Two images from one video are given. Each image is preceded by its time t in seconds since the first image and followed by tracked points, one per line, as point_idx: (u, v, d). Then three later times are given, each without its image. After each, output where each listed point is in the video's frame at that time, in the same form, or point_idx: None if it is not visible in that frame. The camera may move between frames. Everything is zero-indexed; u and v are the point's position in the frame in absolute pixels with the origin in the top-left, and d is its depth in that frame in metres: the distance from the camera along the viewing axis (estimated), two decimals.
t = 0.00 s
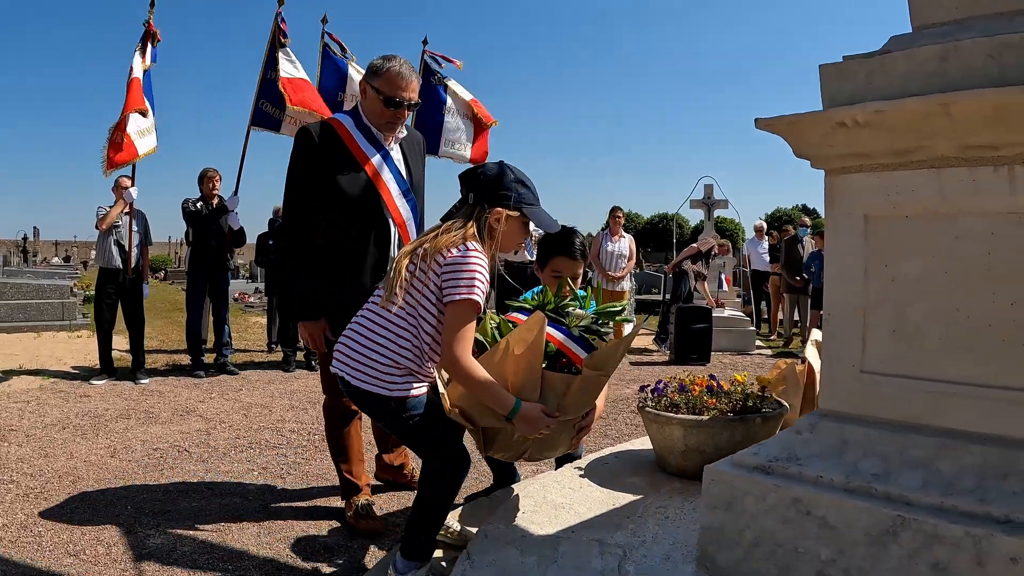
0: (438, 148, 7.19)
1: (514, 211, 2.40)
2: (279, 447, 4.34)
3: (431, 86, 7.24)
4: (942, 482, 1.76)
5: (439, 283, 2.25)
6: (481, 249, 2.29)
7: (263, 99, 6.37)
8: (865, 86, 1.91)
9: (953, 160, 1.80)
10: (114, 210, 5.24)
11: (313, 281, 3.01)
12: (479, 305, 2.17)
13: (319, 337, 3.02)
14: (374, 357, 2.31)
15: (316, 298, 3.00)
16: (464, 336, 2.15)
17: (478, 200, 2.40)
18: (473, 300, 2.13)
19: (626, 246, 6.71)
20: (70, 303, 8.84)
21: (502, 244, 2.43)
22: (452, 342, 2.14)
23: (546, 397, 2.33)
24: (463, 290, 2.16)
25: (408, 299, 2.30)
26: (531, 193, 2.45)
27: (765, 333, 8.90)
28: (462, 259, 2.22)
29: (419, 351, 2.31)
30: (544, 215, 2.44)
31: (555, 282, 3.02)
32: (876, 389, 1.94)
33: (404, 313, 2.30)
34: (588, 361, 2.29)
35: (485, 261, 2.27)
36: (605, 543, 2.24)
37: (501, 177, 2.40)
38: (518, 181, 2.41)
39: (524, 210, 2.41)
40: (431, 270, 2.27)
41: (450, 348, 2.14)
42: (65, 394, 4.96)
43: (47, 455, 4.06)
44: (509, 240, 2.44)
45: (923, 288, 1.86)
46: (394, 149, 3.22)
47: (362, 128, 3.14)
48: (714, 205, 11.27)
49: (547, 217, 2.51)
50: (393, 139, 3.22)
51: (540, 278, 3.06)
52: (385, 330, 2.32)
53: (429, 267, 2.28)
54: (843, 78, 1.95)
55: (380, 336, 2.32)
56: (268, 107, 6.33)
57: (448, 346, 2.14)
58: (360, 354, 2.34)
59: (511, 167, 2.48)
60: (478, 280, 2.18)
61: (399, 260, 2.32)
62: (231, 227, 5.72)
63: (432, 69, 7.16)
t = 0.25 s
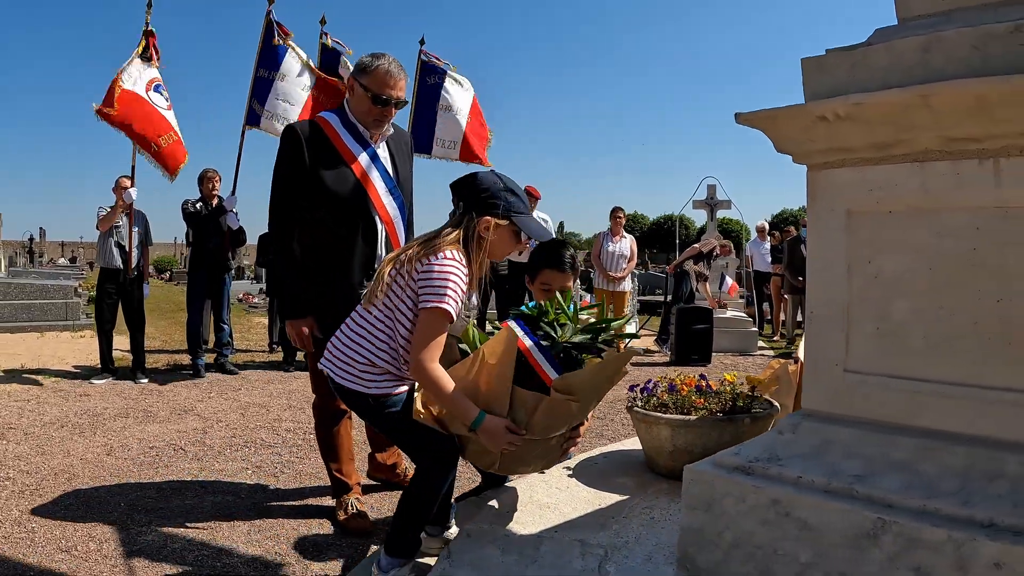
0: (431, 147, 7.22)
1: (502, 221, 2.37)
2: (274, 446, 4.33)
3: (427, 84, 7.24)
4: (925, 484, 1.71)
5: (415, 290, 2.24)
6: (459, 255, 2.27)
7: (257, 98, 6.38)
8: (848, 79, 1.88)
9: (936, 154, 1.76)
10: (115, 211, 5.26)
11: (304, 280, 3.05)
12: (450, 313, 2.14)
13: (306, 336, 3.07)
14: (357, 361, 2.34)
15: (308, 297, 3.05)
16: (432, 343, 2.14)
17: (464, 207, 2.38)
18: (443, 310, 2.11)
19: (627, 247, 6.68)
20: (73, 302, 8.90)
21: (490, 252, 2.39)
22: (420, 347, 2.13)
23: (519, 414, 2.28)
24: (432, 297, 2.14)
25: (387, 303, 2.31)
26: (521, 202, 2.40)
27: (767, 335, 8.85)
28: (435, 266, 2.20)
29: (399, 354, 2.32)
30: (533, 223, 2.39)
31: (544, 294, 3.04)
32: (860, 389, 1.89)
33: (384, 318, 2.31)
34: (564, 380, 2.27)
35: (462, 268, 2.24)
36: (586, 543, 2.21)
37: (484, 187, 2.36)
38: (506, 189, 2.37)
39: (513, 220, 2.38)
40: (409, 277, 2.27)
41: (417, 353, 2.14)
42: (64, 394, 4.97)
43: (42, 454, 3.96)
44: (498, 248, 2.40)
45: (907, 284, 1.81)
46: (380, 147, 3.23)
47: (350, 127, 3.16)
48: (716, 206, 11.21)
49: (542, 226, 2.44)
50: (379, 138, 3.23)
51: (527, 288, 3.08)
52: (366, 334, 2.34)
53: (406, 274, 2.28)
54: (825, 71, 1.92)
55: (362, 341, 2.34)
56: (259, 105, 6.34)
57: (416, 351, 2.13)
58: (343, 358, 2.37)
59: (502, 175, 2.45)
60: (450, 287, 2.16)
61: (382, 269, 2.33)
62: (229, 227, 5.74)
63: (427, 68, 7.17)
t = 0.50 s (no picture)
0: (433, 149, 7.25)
1: (497, 236, 2.37)
2: (273, 445, 4.34)
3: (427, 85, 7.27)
4: (909, 485, 1.69)
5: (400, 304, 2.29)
6: (445, 271, 2.29)
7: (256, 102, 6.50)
8: (833, 74, 1.86)
9: (921, 150, 1.74)
10: (118, 211, 5.30)
11: (301, 280, 3.05)
12: (430, 329, 2.16)
13: (302, 336, 3.03)
14: (352, 372, 2.39)
15: (305, 297, 3.06)
16: (419, 357, 2.16)
17: (459, 221, 2.39)
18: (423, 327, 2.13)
19: (630, 248, 6.65)
20: (78, 303, 8.96)
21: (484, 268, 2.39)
22: (407, 362, 2.15)
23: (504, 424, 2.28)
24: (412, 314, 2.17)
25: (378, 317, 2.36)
26: (516, 218, 2.41)
27: (772, 337, 8.81)
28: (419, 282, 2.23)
29: (390, 366, 2.36)
30: (527, 239, 2.41)
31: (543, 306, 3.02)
32: (845, 388, 1.88)
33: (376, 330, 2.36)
34: (550, 392, 2.25)
35: (447, 283, 2.26)
36: (573, 542, 2.20)
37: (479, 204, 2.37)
38: (501, 205, 2.37)
39: (507, 234, 2.38)
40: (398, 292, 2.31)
41: (405, 368, 2.15)
42: (68, 393, 5.00)
43: (44, 451, 3.96)
44: (493, 264, 2.40)
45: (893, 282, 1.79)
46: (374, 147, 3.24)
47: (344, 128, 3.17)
48: (720, 208, 11.17)
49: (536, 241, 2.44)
50: (373, 138, 3.24)
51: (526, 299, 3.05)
52: (360, 346, 2.40)
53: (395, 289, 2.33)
54: (811, 68, 1.90)
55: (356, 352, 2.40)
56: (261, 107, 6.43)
57: (403, 367, 2.15)
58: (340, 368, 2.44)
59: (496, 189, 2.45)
60: (432, 303, 2.18)
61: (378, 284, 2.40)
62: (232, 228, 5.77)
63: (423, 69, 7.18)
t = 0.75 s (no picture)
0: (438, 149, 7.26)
1: (499, 248, 2.37)
2: (274, 445, 4.36)
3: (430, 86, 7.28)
4: (899, 485, 1.68)
5: (398, 316, 2.33)
6: (442, 284, 2.32)
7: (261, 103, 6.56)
8: (825, 72, 1.85)
9: (912, 148, 1.73)
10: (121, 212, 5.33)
11: (300, 280, 3.04)
12: (425, 341, 2.19)
13: (301, 335, 3.04)
14: (356, 385, 2.43)
15: (304, 296, 3.06)
16: (416, 370, 2.19)
17: (460, 234, 2.39)
18: (418, 339, 2.17)
19: (633, 248, 6.63)
20: (84, 303, 9.01)
21: (486, 280, 2.41)
22: (406, 374, 2.20)
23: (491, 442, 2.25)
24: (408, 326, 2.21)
25: (380, 330, 2.41)
26: (516, 230, 2.41)
27: (777, 338, 8.77)
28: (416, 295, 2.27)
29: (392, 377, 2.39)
30: (529, 251, 2.41)
31: (544, 313, 3.00)
32: (837, 387, 1.87)
33: (378, 343, 2.41)
34: (531, 416, 2.18)
35: (443, 296, 2.29)
36: (567, 542, 2.19)
37: (479, 217, 2.37)
38: (501, 218, 2.38)
39: (509, 247, 2.38)
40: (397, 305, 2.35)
41: (405, 382, 2.20)
42: (72, 393, 5.02)
43: (47, 450, 3.98)
44: (493, 276, 2.42)
45: (884, 280, 1.78)
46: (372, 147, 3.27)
47: (343, 128, 3.18)
48: (725, 208, 11.13)
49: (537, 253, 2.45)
50: (372, 138, 3.26)
51: (527, 307, 3.02)
52: (364, 359, 2.44)
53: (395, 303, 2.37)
54: (803, 66, 1.90)
55: (359, 365, 2.44)
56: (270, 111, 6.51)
57: (403, 379, 2.20)
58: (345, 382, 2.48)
59: (497, 202, 2.46)
60: (427, 316, 2.22)
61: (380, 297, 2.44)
62: (235, 228, 5.79)
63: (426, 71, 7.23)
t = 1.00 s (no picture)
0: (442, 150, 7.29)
1: (498, 266, 2.39)
2: (277, 445, 4.38)
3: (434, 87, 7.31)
4: (891, 487, 1.68)
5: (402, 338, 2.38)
6: (444, 305, 2.35)
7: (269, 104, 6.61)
8: (816, 75, 1.86)
9: (903, 150, 1.73)
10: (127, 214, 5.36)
11: (304, 280, 3.07)
12: (431, 363, 2.25)
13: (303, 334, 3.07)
14: (366, 406, 2.47)
15: (308, 296, 3.07)
16: (427, 388, 2.26)
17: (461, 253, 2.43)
18: (425, 361, 2.22)
19: (637, 250, 6.62)
20: (90, 305, 9.08)
21: (486, 296, 2.43)
22: (417, 393, 2.26)
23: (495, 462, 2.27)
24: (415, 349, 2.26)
25: (385, 350, 2.45)
26: (516, 248, 2.44)
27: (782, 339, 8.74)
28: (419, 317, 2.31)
29: (401, 396, 2.43)
30: (529, 269, 2.41)
31: (544, 320, 3.00)
32: (829, 389, 1.88)
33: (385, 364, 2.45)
34: (531, 439, 2.16)
35: (446, 316, 2.34)
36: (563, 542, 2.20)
37: (479, 238, 2.39)
38: (500, 236, 2.41)
39: (508, 265, 2.40)
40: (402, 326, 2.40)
41: (415, 399, 2.25)
42: (78, 393, 5.06)
43: (52, 449, 4.02)
44: (493, 293, 2.44)
45: (876, 281, 1.79)
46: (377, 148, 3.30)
47: (348, 131, 3.22)
48: (730, 210, 11.10)
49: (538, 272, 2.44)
50: (377, 139, 3.30)
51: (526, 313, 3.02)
52: (373, 380, 2.48)
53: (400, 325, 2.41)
54: (795, 69, 1.90)
55: (368, 386, 2.48)
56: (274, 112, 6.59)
57: (414, 399, 2.25)
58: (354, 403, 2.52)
59: (496, 219, 2.48)
60: (433, 337, 2.27)
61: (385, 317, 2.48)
62: (240, 230, 5.82)
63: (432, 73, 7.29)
